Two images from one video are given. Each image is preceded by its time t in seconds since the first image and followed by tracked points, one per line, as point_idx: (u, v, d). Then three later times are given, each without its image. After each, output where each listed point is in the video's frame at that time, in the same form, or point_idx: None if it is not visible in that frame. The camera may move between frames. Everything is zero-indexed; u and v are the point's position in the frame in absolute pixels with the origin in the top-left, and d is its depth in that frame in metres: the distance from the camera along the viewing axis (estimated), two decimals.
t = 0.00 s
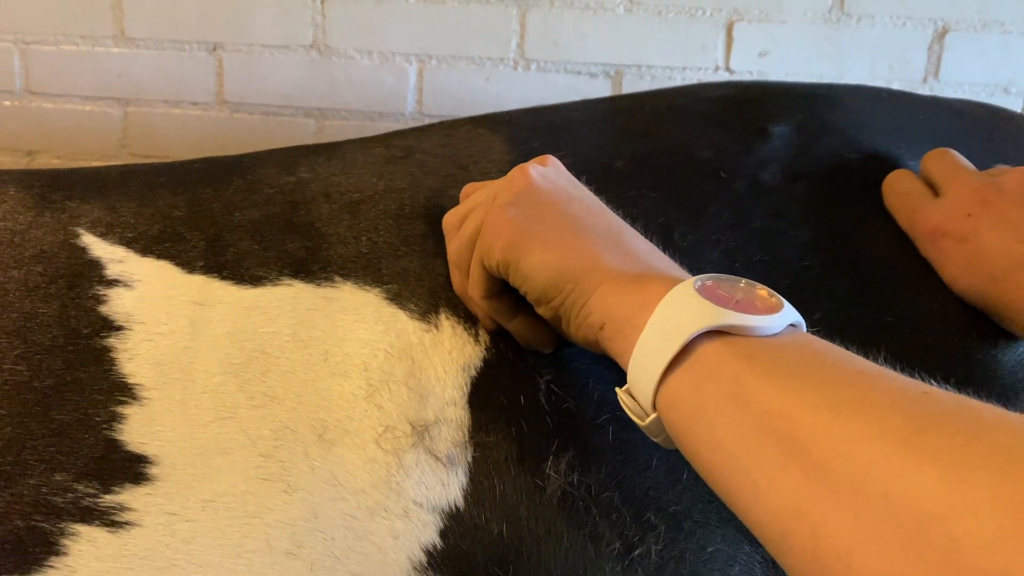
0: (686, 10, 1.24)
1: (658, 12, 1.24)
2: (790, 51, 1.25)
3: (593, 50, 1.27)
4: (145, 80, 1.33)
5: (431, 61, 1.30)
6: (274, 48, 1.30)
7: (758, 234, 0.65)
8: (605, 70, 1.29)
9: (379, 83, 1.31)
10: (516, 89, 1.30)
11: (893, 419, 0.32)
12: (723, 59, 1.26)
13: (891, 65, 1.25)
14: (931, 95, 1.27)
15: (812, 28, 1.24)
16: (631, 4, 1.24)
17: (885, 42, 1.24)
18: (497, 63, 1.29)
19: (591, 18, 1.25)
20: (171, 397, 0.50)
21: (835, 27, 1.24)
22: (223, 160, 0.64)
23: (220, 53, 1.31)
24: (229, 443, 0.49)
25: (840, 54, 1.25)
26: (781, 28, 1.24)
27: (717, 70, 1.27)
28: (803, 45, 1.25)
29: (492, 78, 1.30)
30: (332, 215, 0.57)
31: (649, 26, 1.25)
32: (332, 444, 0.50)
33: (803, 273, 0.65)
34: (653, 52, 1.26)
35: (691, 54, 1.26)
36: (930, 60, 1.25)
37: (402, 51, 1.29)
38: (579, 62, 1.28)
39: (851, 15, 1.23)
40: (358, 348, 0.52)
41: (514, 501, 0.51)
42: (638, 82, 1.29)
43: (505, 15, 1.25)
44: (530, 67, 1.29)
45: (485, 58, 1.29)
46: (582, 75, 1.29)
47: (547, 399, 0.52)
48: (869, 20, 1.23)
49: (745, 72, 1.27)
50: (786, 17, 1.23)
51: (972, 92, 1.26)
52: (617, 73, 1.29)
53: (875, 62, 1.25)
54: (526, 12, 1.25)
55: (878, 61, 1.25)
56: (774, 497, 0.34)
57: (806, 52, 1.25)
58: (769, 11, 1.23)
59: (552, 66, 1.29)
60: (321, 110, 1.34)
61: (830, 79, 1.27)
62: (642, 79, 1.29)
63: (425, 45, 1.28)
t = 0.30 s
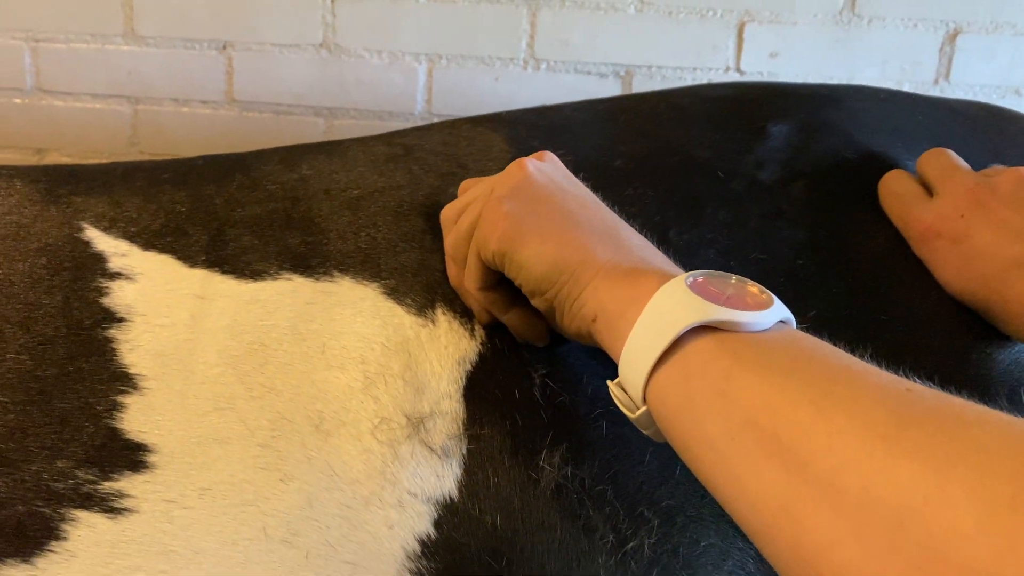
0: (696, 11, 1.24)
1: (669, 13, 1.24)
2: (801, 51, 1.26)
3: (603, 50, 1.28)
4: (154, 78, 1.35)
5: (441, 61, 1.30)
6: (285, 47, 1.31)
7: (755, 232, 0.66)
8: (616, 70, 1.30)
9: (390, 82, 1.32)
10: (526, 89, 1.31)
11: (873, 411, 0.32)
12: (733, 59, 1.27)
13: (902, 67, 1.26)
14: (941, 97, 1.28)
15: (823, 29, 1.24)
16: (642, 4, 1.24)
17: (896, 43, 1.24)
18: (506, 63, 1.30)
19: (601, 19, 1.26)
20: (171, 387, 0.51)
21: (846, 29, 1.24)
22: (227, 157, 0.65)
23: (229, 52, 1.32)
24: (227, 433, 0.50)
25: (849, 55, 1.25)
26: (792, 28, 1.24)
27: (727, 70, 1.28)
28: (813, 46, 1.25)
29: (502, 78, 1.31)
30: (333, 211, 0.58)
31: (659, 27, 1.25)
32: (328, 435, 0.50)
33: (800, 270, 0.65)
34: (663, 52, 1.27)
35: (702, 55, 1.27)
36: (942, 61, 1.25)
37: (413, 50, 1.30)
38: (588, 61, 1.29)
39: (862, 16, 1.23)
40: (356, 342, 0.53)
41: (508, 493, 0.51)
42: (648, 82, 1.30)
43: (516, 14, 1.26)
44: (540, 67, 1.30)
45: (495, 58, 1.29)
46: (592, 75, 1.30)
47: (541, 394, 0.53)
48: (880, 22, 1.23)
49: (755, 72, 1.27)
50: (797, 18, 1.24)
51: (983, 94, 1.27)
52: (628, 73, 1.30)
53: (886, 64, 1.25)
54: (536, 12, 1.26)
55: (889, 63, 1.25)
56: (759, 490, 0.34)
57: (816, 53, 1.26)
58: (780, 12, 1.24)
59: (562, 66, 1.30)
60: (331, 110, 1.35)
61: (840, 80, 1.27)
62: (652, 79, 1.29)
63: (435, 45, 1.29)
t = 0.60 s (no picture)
0: (708, 12, 1.24)
1: (680, 14, 1.25)
2: (812, 53, 1.26)
3: (615, 51, 1.28)
4: (167, 78, 1.36)
5: (452, 61, 1.31)
6: (296, 46, 1.32)
7: (767, 236, 0.66)
8: (628, 71, 1.29)
9: (402, 82, 1.33)
10: (537, 90, 1.32)
11: (874, 426, 0.33)
12: (745, 61, 1.27)
13: (915, 68, 1.26)
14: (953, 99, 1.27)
15: (835, 31, 1.24)
16: (654, 5, 1.25)
17: (908, 45, 1.24)
18: (517, 64, 1.30)
19: (613, 21, 1.26)
20: (189, 385, 0.51)
21: (859, 30, 1.24)
22: (243, 157, 0.66)
23: (241, 52, 1.33)
24: (244, 431, 0.51)
25: (861, 57, 1.25)
26: (803, 30, 1.24)
27: (738, 72, 1.28)
28: (824, 47, 1.25)
29: (513, 79, 1.31)
30: (347, 213, 0.59)
31: (671, 28, 1.26)
32: (344, 433, 0.51)
33: (812, 273, 0.65)
34: (675, 54, 1.27)
35: (713, 57, 1.27)
36: (955, 63, 1.25)
37: (424, 51, 1.31)
38: (600, 62, 1.29)
39: (875, 19, 1.23)
40: (371, 342, 0.53)
41: (521, 493, 0.52)
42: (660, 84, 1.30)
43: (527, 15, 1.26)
44: (551, 68, 1.30)
45: (506, 59, 1.30)
46: (603, 76, 1.30)
47: (553, 396, 0.54)
48: (893, 23, 1.23)
49: (767, 74, 1.27)
50: (809, 19, 1.24)
51: (997, 96, 1.27)
52: (640, 74, 1.29)
53: (898, 66, 1.25)
54: (547, 13, 1.26)
55: (902, 64, 1.25)
56: (761, 503, 0.35)
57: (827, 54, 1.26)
58: (792, 14, 1.24)
59: (574, 67, 1.30)
60: (343, 110, 1.36)
61: (852, 82, 1.27)
62: (664, 81, 1.30)
63: (447, 45, 1.30)
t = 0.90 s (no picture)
0: (716, 10, 1.24)
1: (688, 13, 1.25)
2: (820, 52, 1.25)
3: (623, 50, 1.28)
4: (176, 76, 1.36)
5: (460, 59, 1.31)
6: (304, 44, 1.32)
7: (783, 234, 0.66)
8: (636, 69, 1.30)
9: (411, 80, 1.33)
10: (545, 89, 1.32)
11: (894, 426, 0.33)
12: (754, 60, 1.27)
13: (923, 67, 1.25)
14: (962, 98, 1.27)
15: (844, 30, 1.24)
16: (662, 4, 1.25)
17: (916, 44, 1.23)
18: (525, 62, 1.30)
19: (621, 19, 1.26)
20: (208, 381, 0.51)
21: (868, 29, 1.23)
22: (256, 153, 0.66)
23: (249, 49, 1.33)
24: (262, 427, 0.51)
25: (870, 55, 1.25)
26: (812, 28, 1.24)
27: (747, 71, 1.28)
28: (833, 46, 1.25)
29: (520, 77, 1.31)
30: (362, 210, 0.59)
31: (679, 26, 1.25)
32: (363, 429, 0.51)
33: (828, 272, 0.65)
34: (682, 53, 1.27)
35: (720, 56, 1.27)
36: (964, 62, 1.24)
37: (432, 49, 1.31)
38: (608, 61, 1.29)
39: (884, 17, 1.23)
40: (388, 338, 0.53)
41: (539, 490, 0.52)
42: (667, 81, 1.30)
43: (535, 14, 1.27)
44: (559, 66, 1.30)
45: (514, 57, 1.30)
46: (611, 74, 1.30)
47: (570, 393, 0.54)
48: (902, 22, 1.22)
49: (776, 72, 1.27)
50: (818, 18, 1.23)
51: (1006, 95, 1.26)
52: (648, 72, 1.30)
53: (908, 65, 1.25)
54: (556, 11, 1.26)
55: (911, 63, 1.25)
56: (778, 501, 0.35)
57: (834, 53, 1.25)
58: (801, 13, 1.23)
59: (582, 65, 1.30)
60: (350, 108, 1.36)
61: (861, 81, 1.27)
62: (672, 79, 1.30)
63: (455, 43, 1.30)
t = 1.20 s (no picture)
0: (719, 8, 1.24)
1: (691, 11, 1.24)
2: (822, 51, 1.25)
3: (625, 48, 1.27)
4: (179, 74, 1.36)
5: (462, 58, 1.30)
6: (307, 42, 1.32)
7: (795, 234, 0.65)
8: (638, 67, 1.29)
9: (413, 78, 1.32)
10: (547, 87, 1.31)
11: (911, 447, 0.32)
12: (756, 58, 1.26)
13: (926, 66, 1.24)
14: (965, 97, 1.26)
15: (847, 28, 1.23)
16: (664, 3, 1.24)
17: (919, 43, 1.23)
18: (528, 60, 1.29)
19: (623, 17, 1.25)
20: (217, 381, 0.51)
21: (871, 27, 1.23)
22: (262, 152, 0.66)
23: (252, 48, 1.33)
24: (273, 427, 0.50)
25: (872, 54, 1.24)
26: (814, 27, 1.24)
27: (749, 69, 1.27)
28: (835, 44, 1.24)
29: (522, 75, 1.30)
30: (371, 209, 0.58)
31: (682, 25, 1.25)
32: (374, 429, 0.51)
33: (841, 271, 0.65)
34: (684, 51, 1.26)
35: (723, 54, 1.26)
36: (967, 61, 1.23)
37: (434, 47, 1.30)
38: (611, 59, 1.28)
39: (887, 16, 1.22)
40: (399, 338, 0.53)
41: (551, 491, 0.51)
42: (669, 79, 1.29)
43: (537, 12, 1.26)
44: (562, 64, 1.30)
45: (516, 56, 1.29)
46: (614, 72, 1.30)
47: (582, 395, 0.53)
48: (905, 21, 1.22)
49: (778, 70, 1.27)
50: (820, 17, 1.23)
51: (1009, 94, 1.25)
52: (649, 70, 1.29)
53: (910, 64, 1.24)
54: (558, 10, 1.26)
55: (914, 62, 1.24)
56: (793, 520, 0.34)
57: (837, 51, 1.24)
58: (803, 11, 1.23)
59: (584, 63, 1.29)
60: (352, 106, 1.35)
61: (863, 79, 1.26)
62: (674, 77, 1.29)
63: (458, 41, 1.29)
